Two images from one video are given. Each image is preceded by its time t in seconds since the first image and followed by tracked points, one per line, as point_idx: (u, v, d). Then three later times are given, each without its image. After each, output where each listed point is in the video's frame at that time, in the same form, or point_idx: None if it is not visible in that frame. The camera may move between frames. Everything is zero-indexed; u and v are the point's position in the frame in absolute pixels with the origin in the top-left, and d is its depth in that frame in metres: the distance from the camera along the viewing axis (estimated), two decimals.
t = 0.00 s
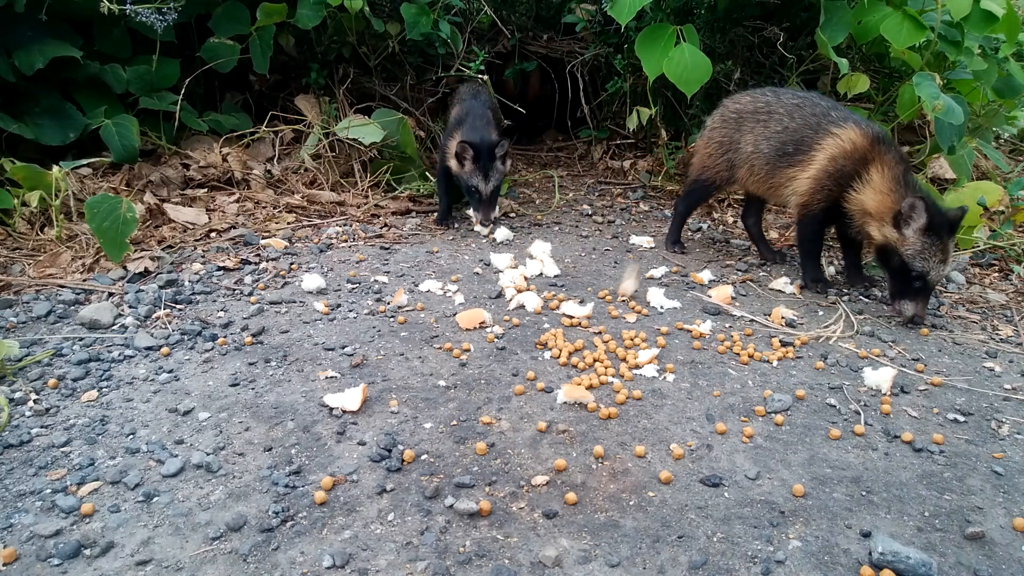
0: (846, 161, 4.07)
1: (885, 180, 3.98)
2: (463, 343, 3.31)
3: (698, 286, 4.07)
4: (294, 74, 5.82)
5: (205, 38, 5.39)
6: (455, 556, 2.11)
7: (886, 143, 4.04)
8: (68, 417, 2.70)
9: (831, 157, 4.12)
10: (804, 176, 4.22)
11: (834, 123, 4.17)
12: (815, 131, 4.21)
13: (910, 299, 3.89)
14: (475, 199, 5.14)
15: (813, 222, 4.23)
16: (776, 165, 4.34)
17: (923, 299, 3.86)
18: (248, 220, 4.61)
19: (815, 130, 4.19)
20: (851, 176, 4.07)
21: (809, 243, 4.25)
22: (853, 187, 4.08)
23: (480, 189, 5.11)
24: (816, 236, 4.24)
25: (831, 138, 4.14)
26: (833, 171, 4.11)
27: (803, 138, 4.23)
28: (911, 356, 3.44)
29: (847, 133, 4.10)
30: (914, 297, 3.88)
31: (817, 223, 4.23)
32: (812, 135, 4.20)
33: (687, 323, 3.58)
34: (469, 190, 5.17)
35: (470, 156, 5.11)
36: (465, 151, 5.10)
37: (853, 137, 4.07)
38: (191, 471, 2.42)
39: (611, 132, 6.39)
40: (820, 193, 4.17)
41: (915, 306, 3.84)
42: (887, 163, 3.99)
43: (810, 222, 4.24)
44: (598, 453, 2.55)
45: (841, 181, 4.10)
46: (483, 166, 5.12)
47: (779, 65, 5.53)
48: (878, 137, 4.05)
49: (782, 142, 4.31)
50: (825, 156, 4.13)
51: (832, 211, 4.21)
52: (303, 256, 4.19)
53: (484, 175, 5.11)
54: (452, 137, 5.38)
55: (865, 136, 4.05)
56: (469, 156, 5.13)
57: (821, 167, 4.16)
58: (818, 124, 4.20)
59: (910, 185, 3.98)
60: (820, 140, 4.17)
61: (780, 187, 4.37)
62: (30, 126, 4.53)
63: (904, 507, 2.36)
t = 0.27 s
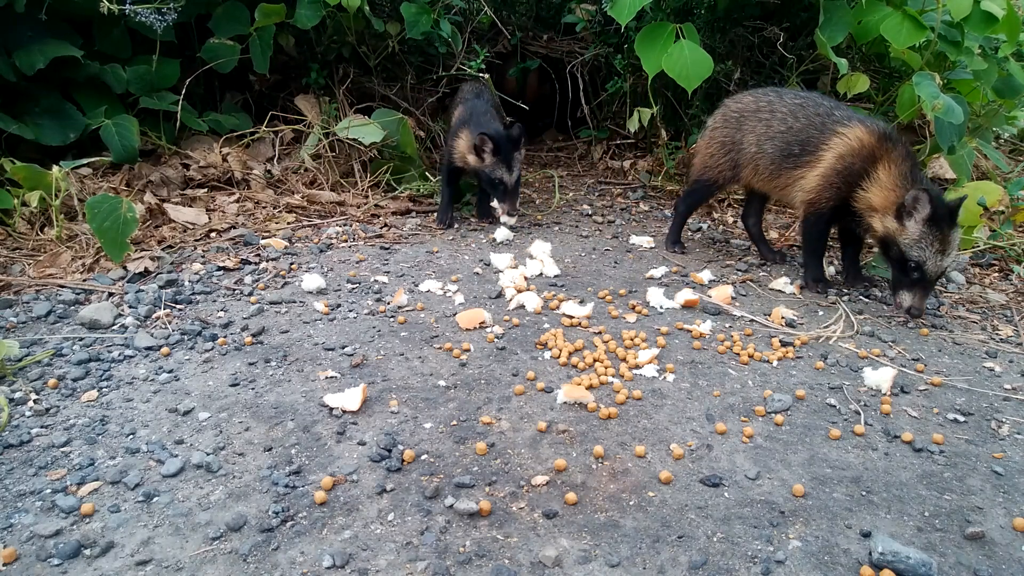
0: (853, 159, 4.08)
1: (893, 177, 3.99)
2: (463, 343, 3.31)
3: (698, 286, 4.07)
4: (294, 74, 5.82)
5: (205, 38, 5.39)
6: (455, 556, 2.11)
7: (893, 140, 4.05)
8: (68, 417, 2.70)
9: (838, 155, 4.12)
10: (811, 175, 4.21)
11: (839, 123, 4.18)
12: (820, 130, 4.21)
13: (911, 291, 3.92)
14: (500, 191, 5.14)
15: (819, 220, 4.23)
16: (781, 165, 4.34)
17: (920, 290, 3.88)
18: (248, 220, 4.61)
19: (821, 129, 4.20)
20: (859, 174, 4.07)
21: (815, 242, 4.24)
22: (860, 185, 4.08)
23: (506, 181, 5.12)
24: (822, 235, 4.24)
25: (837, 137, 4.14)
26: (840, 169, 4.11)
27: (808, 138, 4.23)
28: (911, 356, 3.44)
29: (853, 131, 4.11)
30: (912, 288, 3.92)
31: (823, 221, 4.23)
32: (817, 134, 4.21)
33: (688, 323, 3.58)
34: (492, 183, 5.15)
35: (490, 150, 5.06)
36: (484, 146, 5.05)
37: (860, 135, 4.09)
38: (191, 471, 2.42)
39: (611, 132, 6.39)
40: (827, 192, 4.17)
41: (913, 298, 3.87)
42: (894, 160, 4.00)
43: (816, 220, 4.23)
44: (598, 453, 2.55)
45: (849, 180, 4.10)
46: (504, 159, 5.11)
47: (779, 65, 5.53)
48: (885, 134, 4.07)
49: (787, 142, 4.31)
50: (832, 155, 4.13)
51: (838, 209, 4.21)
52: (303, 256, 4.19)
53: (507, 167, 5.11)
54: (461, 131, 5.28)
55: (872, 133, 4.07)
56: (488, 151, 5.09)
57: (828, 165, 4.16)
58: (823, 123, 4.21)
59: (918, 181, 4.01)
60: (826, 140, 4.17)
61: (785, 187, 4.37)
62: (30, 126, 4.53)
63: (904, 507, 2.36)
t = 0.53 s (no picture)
0: (852, 161, 4.07)
1: (892, 180, 3.99)
2: (463, 343, 3.31)
3: (698, 286, 4.07)
4: (294, 74, 5.82)
5: (205, 38, 5.39)
6: (455, 556, 2.11)
7: (892, 141, 4.04)
8: (68, 417, 2.70)
9: (837, 157, 4.12)
10: (810, 177, 4.21)
11: (837, 125, 4.17)
12: (818, 133, 4.21)
13: (914, 295, 3.90)
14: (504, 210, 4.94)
15: (818, 221, 4.23)
16: (780, 167, 4.35)
17: (924, 294, 3.87)
18: (248, 220, 4.61)
19: (819, 132, 4.20)
20: (858, 176, 4.07)
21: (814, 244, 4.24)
22: (859, 187, 4.09)
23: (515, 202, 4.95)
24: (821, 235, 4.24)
25: (836, 140, 4.14)
26: (839, 171, 4.11)
27: (807, 140, 4.23)
28: (911, 356, 3.44)
29: (852, 133, 4.10)
30: (916, 293, 3.91)
31: (823, 222, 4.23)
32: (816, 137, 4.21)
33: (688, 323, 3.58)
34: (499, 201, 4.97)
35: (502, 166, 4.95)
36: (496, 161, 4.93)
37: (858, 137, 4.08)
38: (191, 471, 2.42)
39: (611, 132, 6.39)
40: (826, 193, 4.17)
41: (917, 302, 3.86)
42: (893, 162, 3.99)
43: (815, 221, 4.23)
44: (598, 453, 2.55)
45: (848, 182, 4.10)
46: (515, 178, 4.99)
47: (779, 65, 5.53)
48: (884, 136, 4.05)
49: (787, 145, 4.31)
50: (831, 157, 4.13)
51: (838, 211, 4.21)
52: (303, 257, 4.19)
53: (518, 187, 4.98)
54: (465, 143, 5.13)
55: (870, 135, 4.06)
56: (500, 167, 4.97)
57: (827, 167, 4.15)
58: (822, 126, 4.21)
59: (917, 183, 4.00)
60: (825, 142, 4.17)
61: (784, 189, 4.38)
62: (30, 126, 4.53)
63: (904, 507, 2.36)
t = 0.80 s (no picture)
0: (861, 160, 4.07)
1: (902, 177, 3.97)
2: (463, 343, 3.31)
3: (698, 285, 4.07)
4: (294, 74, 5.82)
5: (205, 38, 5.39)
6: (455, 556, 2.11)
7: (901, 140, 4.04)
8: (68, 417, 2.70)
9: (845, 157, 4.12)
10: (818, 177, 4.22)
11: (846, 126, 4.17)
12: (828, 133, 4.21)
13: (914, 292, 3.94)
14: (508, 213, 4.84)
15: (825, 221, 4.23)
16: (790, 168, 4.35)
17: (923, 293, 3.90)
18: (248, 220, 4.61)
19: (828, 132, 4.20)
20: (866, 174, 4.07)
21: (822, 243, 4.24)
22: (867, 186, 4.08)
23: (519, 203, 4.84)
24: (828, 235, 4.25)
25: (844, 140, 4.14)
26: (848, 170, 4.10)
27: (816, 141, 4.23)
28: (911, 356, 3.44)
29: (860, 133, 4.10)
30: (915, 291, 3.94)
31: (830, 221, 4.23)
32: (825, 137, 4.21)
33: (688, 323, 3.58)
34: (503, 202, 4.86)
35: (505, 165, 4.81)
36: (499, 160, 4.79)
37: (867, 136, 4.08)
38: (191, 471, 2.42)
39: (611, 132, 6.39)
40: (835, 192, 4.17)
41: (915, 300, 3.90)
42: (902, 159, 3.98)
43: (822, 220, 4.24)
44: (598, 453, 2.55)
45: (856, 180, 4.10)
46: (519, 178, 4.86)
47: (779, 65, 5.53)
48: (892, 134, 4.05)
49: (796, 146, 4.31)
50: (840, 156, 4.13)
51: (846, 210, 4.21)
52: (303, 257, 4.19)
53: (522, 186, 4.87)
54: (464, 143, 4.99)
55: (880, 135, 4.06)
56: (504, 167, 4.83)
57: (836, 166, 4.15)
58: (831, 127, 4.21)
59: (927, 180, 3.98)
60: (833, 143, 4.17)
61: (794, 190, 4.38)
62: (30, 126, 4.53)
63: (904, 507, 2.36)
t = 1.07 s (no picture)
0: (866, 159, 4.07)
1: (903, 180, 3.99)
2: (463, 343, 3.31)
3: (698, 285, 4.07)
4: (294, 74, 5.82)
5: (205, 38, 5.39)
6: (455, 556, 2.11)
7: (907, 140, 4.03)
8: (68, 417, 2.70)
9: (851, 155, 4.11)
10: (823, 175, 4.22)
11: (854, 125, 4.16)
12: (835, 132, 4.20)
13: (922, 299, 3.87)
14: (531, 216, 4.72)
15: (828, 219, 4.23)
16: (796, 167, 4.34)
17: (931, 300, 3.84)
18: (248, 220, 4.61)
19: (836, 131, 4.19)
20: (870, 174, 4.07)
21: (823, 242, 4.25)
22: (871, 186, 4.08)
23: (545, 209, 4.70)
24: (829, 233, 4.26)
25: (851, 138, 4.14)
26: (852, 169, 4.10)
27: (823, 140, 4.23)
28: (911, 356, 3.44)
29: (867, 132, 4.10)
30: (923, 298, 3.87)
31: (832, 220, 4.24)
32: (832, 136, 4.20)
33: (687, 323, 3.58)
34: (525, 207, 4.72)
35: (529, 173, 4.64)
36: (522, 169, 4.62)
37: (873, 135, 4.08)
38: (191, 471, 2.42)
39: (611, 132, 6.39)
40: (838, 191, 4.17)
41: (924, 306, 3.84)
42: (906, 162, 3.99)
43: (824, 218, 4.24)
44: (598, 453, 2.55)
45: (860, 179, 4.10)
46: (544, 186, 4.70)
47: (779, 65, 5.54)
48: (898, 135, 4.05)
49: (804, 144, 4.31)
50: (845, 155, 4.13)
51: (848, 210, 4.21)
52: (303, 256, 4.19)
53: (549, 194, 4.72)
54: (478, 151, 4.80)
55: (886, 134, 4.06)
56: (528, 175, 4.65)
57: (841, 165, 4.15)
58: (838, 126, 4.20)
59: (930, 184, 3.98)
60: (840, 141, 4.17)
61: (799, 189, 4.37)
62: (30, 126, 4.53)
63: (904, 507, 2.36)
